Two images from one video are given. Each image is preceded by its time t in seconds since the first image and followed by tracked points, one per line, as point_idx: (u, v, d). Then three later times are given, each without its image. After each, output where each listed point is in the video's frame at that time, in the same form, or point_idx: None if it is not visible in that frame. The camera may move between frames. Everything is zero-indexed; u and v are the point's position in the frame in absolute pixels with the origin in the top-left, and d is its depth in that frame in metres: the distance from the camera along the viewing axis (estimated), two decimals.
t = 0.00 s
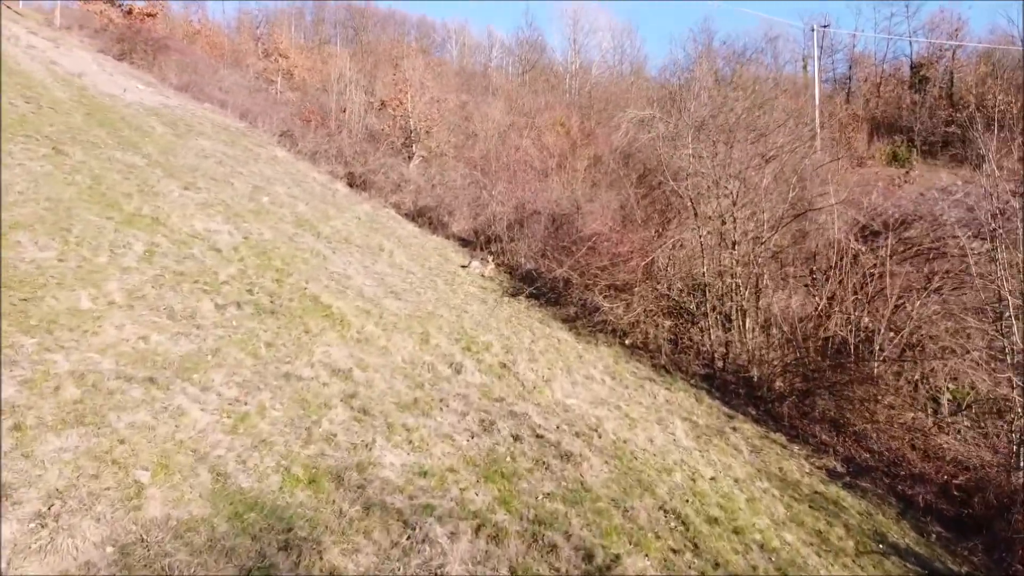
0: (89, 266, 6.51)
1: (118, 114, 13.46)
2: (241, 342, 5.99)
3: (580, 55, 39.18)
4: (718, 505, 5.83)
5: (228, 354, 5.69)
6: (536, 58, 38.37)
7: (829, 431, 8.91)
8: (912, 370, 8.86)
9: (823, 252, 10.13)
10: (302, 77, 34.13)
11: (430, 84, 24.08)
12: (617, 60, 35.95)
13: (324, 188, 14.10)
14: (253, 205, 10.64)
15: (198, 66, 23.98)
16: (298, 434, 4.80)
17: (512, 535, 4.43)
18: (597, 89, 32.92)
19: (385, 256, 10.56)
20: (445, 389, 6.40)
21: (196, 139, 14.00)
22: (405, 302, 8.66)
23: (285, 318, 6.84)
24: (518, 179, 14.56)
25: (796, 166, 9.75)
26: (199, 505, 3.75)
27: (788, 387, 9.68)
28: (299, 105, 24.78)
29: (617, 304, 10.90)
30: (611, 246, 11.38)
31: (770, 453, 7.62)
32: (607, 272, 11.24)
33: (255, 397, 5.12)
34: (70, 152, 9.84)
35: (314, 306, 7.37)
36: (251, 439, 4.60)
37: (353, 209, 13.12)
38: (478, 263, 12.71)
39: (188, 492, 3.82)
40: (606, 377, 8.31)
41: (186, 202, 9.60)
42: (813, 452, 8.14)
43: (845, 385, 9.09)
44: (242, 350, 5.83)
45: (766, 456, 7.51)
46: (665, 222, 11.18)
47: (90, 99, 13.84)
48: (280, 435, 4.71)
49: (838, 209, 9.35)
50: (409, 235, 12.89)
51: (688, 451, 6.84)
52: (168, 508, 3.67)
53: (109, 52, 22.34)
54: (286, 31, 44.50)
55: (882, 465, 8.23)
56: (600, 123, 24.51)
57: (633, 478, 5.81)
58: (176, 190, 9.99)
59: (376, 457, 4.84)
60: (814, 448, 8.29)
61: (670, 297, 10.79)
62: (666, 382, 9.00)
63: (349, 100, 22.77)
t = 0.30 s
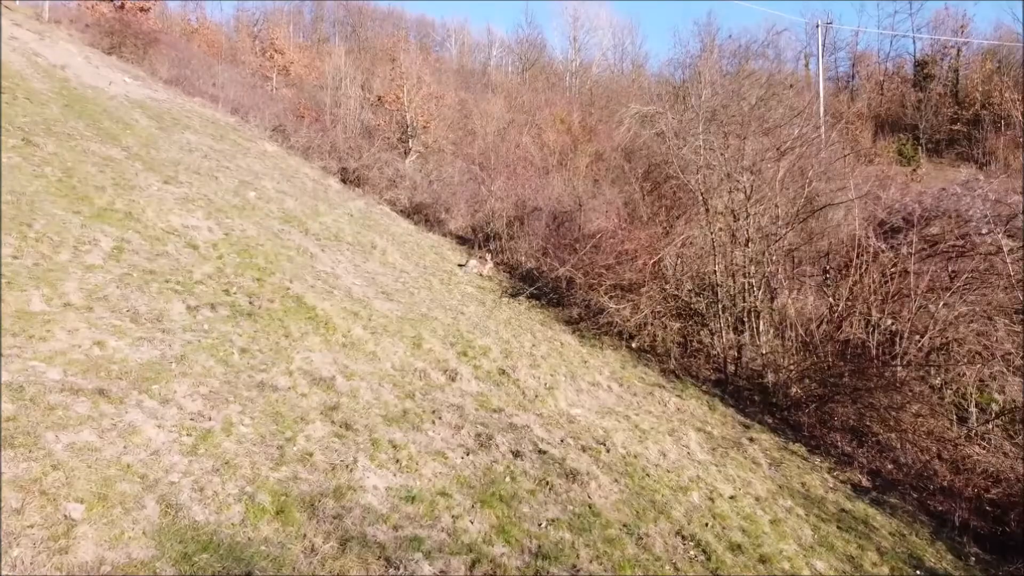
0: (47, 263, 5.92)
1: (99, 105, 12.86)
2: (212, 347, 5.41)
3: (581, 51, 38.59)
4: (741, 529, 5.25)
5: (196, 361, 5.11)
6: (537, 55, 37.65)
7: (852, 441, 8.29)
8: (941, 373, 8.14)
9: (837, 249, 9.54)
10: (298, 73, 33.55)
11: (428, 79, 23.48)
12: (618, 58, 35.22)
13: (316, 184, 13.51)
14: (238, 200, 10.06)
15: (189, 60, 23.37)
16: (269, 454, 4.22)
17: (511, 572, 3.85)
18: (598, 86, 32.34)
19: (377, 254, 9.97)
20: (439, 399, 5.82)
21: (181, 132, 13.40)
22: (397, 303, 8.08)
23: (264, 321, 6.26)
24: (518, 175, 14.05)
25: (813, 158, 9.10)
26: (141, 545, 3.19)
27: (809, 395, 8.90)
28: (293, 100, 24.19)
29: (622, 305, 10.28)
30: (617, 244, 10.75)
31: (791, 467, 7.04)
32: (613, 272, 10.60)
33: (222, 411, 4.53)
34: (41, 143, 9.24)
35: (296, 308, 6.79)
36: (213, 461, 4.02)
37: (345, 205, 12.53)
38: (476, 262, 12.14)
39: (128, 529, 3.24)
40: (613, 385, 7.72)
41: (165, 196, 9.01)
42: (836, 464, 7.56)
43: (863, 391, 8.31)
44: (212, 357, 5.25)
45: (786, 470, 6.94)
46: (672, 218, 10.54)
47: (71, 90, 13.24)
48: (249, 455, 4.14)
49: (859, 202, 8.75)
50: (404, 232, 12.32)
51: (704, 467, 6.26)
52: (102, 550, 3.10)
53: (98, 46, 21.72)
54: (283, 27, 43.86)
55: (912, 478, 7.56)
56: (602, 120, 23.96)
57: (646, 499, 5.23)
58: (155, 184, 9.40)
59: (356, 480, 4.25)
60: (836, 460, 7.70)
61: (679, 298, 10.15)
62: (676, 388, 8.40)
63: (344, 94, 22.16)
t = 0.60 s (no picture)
0: None
1: (77, 95, 12.20)
2: (170, 355, 4.77)
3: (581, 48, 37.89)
4: (771, 562, 4.60)
5: (147, 371, 4.47)
6: (536, 52, 36.89)
7: (879, 454, 7.60)
8: (973, 379, 7.23)
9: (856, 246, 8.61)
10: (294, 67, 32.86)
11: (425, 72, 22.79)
12: (620, 55, 34.48)
13: (305, 178, 12.85)
14: (218, 193, 9.42)
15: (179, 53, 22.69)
16: (224, 483, 3.58)
17: None
18: (599, 82, 31.66)
19: (366, 252, 9.32)
20: (428, 413, 5.18)
21: (163, 124, 12.74)
22: (385, 304, 7.43)
23: (234, 324, 5.61)
24: (518, 170, 13.45)
25: (832, 148, 8.41)
26: None
27: (831, 402, 8.24)
28: (286, 95, 23.51)
29: (628, 306, 9.62)
30: (623, 241, 10.08)
31: (816, 485, 6.41)
32: (618, 271, 9.92)
33: (171, 430, 3.89)
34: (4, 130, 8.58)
35: (272, 309, 6.14)
36: (154, 493, 3.38)
37: (335, 201, 11.89)
38: (472, 259, 11.50)
39: None
40: (620, 393, 7.08)
41: (137, 188, 8.37)
42: (864, 480, 6.92)
43: (894, 399, 7.60)
44: (168, 367, 4.61)
45: (811, 487, 6.31)
46: (680, 213, 9.85)
47: (47, 80, 12.58)
48: (199, 486, 3.50)
49: (879, 195, 7.85)
50: (396, 229, 11.68)
51: (724, 487, 5.62)
52: None
53: (84, 38, 21.05)
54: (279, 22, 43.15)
55: (948, 495, 6.90)
56: (603, 115, 23.32)
57: (662, 529, 4.58)
58: (127, 176, 8.74)
59: (325, 516, 3.61)
60: (865, 476, 7.06)
61: (688, 298, 9.45)
62: (688, 396, 7.75)
63: (338, 88, 21.48)
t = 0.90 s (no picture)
0: None
1: (48, 83, 11.47)
2: (108, 371, 4.06)
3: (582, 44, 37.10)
4: None
5: (75, 391, 3.77)
6: (537, 49, 36.06)
7: (913, 474, 6.86)
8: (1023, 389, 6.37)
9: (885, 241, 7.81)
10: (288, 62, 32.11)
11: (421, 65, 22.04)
12: (621, 53, 33.74)
13: (291, 173, 12.14)
14: (192, 187, 8.70)
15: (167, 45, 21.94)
16: (147, 537, 2.97)
17: None
18: (601, 79, 30.91)
19: (352, 251, 8.61)
20: (411, 436, 4.47)
21: (141, 116, 12.01)
22: (370, 308, 6.71)
23: (191, 332, 4.90)
24: (516, 166, 12.73)
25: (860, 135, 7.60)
26: None
27: (856, 414, 7.38)
28: (279, 89, 22.77)
29: (634, 309, 8.85)
30: (629, 240, 9.28)
31: (851, 512, 5.71)
32: (625, 272, 9.12)
33: (90, 467, 3.24)
34: None
35: (238, 315, 5.43)
36: (53, 553, 2.79)
37: (322, 196, 11.18)
38: (468, 259, 10.79)
39: None
40: (629, 407, 6.37)
41: (101, 180, 7.65)
42: (901, 505, 6.22)
43: (927, 411, 6.74)
44: (102, 386, 3.91)
45: (845, 515, 5.61)
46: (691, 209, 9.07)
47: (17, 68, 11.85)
48: (113, 543, 2.89)
49: (913, 186, 7.08)
50: (387, 227, 10.97)
51: (752, 519, 4.91)
52: None
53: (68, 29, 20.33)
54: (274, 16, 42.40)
55: (995, 521, 6.15)
56: (606, 112, 22.61)
57: None
58: (91, 167, 8.03)
59: None
60: (902, 500, 6.35)
61: (701, 300, 8.67)
62: (703, 409, 7.03)
63: (332, 81, 20.75)
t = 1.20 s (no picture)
0: None
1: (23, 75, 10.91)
2: (44, 394, 3.53)
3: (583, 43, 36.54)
4: None
5: None
6: (537, 49, 35.47)
7: (945, 495, 6.28)
8: None
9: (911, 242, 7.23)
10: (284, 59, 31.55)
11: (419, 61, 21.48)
12: (621, 53, 33.23)
13: (280, 171, 11.60)
14: (170, 184, 8.16)
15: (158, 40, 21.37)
16: None
17: None
18: (602, 77, 30.36)
19: (340, 253, 8.07)
20: (395, 466, 3.95)
21: (123, 111, 11.46)
22: (356, 315, 6.18)
23: (150, 345, 4.36)
24: (516, 164, 12.19)
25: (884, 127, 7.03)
26: None
27: (879, 427, 6.84)
28: (272, 85, 22.21)
29: (641, 317, 8.27)
30: (635, 241, 8.68)
31: (884, 541, 5.18)
32: (632, 275, 8.51)
33: (2, 516, 2.72)
34: None
35: (206, 325, 4.90)
36: None
37: (312, 195, 10.64)
38: (465, 261, 10.26)
39: None
40: (638, 424, 5.84)
41: (70, 176, 7.13)
42: (936, 531, 5.70)
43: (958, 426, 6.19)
44: (33, 413, 3.38)
45: (878, 544, 5.08)
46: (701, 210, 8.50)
47: None
48: None
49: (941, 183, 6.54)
50: (380, 227, 10.43)
51: (778, 556, 4.38)
52: None
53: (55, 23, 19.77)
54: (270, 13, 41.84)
55: None
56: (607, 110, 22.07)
57: None
58: (60, 163, 7.48)
59: None
60: (936, 526, 5.82)
61: (712, 306, 8.08)
62: (718, 424, 6.48)
63: (326, 78, 20.21)
